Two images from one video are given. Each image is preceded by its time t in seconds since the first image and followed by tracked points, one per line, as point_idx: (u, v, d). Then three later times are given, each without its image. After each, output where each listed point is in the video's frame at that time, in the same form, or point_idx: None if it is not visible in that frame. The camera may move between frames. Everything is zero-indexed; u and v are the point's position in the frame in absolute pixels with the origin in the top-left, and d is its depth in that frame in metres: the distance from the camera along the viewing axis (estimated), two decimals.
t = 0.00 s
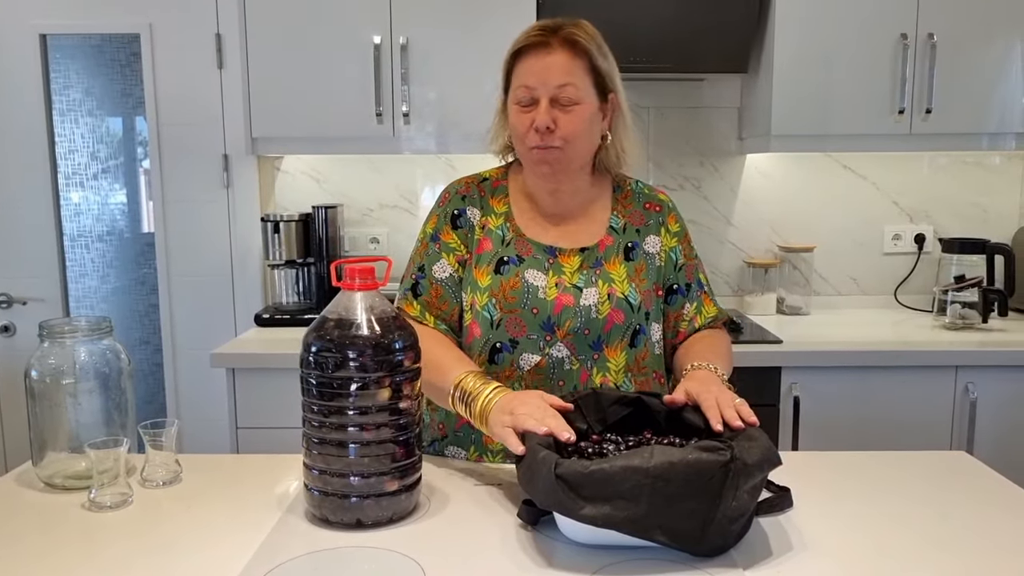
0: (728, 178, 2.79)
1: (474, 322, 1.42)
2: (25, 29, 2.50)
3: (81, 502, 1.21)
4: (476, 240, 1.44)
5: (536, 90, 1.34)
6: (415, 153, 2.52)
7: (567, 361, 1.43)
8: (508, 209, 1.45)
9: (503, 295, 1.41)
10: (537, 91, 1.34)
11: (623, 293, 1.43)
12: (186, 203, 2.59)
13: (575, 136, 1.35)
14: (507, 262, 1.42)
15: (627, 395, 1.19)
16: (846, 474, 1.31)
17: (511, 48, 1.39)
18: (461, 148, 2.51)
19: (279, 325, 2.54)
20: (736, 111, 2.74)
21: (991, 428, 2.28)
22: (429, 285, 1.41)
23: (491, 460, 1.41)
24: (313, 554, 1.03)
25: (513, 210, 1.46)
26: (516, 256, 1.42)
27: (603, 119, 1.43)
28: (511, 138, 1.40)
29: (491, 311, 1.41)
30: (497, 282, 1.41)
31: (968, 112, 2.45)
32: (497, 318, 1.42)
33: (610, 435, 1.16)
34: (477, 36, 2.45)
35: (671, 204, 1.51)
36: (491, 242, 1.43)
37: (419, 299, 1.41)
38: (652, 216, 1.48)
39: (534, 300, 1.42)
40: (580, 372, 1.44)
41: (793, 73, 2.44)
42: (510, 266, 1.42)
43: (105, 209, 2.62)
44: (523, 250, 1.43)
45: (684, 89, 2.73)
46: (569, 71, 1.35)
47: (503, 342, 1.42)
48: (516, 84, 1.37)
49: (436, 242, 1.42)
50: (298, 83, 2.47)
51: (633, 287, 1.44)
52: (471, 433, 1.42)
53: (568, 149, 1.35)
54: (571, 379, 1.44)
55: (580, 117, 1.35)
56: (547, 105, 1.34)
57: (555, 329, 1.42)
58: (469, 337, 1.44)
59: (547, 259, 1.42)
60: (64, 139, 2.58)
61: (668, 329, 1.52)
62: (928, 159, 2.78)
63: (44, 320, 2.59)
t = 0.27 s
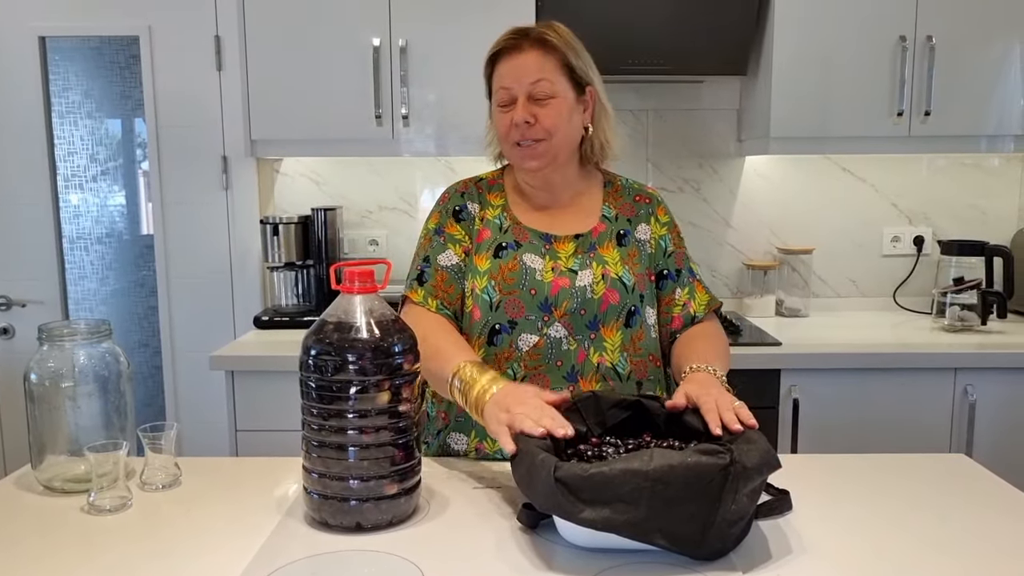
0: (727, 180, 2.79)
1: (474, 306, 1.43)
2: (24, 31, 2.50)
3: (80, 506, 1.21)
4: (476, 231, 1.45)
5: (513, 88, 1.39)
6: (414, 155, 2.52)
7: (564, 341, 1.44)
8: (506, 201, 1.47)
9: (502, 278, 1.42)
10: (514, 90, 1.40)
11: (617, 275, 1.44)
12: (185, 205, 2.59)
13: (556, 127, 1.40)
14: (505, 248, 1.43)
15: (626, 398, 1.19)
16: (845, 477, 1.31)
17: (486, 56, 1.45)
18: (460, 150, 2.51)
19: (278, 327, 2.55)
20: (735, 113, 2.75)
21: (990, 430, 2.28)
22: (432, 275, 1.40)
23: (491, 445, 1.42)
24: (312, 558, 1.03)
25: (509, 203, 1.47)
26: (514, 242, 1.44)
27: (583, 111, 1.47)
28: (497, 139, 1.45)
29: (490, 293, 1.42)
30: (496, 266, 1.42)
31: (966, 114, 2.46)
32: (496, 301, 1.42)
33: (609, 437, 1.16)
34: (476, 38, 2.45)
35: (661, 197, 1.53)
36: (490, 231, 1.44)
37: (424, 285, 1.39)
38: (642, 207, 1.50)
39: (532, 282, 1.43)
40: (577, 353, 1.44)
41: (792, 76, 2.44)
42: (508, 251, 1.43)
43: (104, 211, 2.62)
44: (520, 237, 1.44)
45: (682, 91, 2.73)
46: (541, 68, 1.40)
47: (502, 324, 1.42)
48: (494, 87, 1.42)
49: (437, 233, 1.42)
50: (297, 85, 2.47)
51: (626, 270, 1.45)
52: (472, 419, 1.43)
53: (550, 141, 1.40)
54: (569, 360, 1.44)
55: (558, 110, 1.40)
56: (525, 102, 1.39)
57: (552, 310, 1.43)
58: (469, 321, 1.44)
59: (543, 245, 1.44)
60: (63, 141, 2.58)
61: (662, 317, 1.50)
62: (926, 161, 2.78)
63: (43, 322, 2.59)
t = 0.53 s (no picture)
0: (727, 182, 2.79)
1: (462, 302, 1.46)
2: (23, 33, 2.50)
3: (79, 507, 1.21)
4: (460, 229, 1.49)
5: (494, 88, 1.42)
6: (413, 156, 2.52)
7: (551, 333, 1.43)
8: (490, 202, 1.51)
9: (485, 272, 1.45)
10: (495, 89, 1.43)
11: (599, 264, 1.46)
12: (183, 206, 2.59)
13: (542, 118, 1.42)
14: (489, 244, 1.46)
15: (625, 400, 1.19)
16: (845, 478, 1.31)
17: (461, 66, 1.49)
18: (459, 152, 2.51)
19: (277, 328, 2.55)
20: (734, 114, 2.75)
21: (989, 431, 2.28)
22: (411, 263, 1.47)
23: (490, 439, 1.41)
24: (311, 559, 1.03)
25: (495, 204, 1.51)
26: (497, 239, 1.47)
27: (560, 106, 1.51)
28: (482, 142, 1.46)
29: (476, 288, 1.44)
30: (480, 261, 1.45)
31: (965, 115, 2.46)
32: (482, 295, 1.44)
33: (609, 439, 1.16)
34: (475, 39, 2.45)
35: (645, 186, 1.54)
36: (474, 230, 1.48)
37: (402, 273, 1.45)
38: (625, 197, 1.52)
39: (515, 274, 1.44)
40: (565, 344, 1.43)
41: (791, 77, 2.44)
42: (492, 246, 1.46)
43: (103, 212, 2.62)
44: (504, 234, 1.47)
45: (681, 93, 2.73)
46: (519, 66, 1.44)
47: (489, 317, 1.44)
48: (475, 91, 1.45)
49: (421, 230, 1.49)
50: (296, 85, 2.47)
51: (609, 259, 1.47)
52: (468, 414, 1.42)
53: (538, 133, 1.42)
54: (558, 351, 1.43)
55: (541, 102, 1.43)
56: (508, 98, 1.42)
57: (537, 301, 1.44)
58: (458, 319, 1.46)
59: (525, 242, 1.47)
60: (62, 143, 2.58)
61: (650, 305, 1.50)
62: (925, 162, 2.79)
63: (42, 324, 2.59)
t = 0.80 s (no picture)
0: (727, 184, 2.79)
1: (450, 308, 1.48)
2: (23, 34, 2.50)
3: (79, 509, 1.21)
4: (450, 235, 1.52)
5: (475, 95, 1.44)
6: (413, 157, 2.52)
7: (537, 335, 1.44)
8: (478, 207, 1.54)
9: (471, 277, 1.47)
10: (477, 95, 1.44)
11: (583, 265, 1.46)
12: (183, 207, 2.59)
13: (525, 122, 1.43)
14: (474, 250, 1.49)
15: (625, 401, 1.19)
16: (845, 479, 1.31)
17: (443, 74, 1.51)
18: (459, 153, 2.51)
19: (276, 330, 2.55)
20: (733, 115, 2.75)
21: (989, 432, 2.28)
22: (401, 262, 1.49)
23: (484, 443, 1.41)
24: (311, 561, 1.03)
25: (483, 208, 1.54)
26: (483, 244, 1.49)
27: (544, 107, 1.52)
28: (468, 148, 1.48)
29: (462, 293, 1.47)
30: (465, 266, 1.48)
31: (964, 116, 2.46)
32: (469, 300, 1.47)
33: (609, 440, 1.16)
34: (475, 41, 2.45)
35: (633, 182, 1.53)
36: (462, 235, 1.51)
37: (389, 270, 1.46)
38: (613, 195, 1.51)
39: (499, 279, 1.46)
40: (553, 346, 1.44)
41: (791, 78, 2.44)
42: (477, 252, 1.49)
43: (102, 213, 2.62)
44: (490, 239, 1.49)
45: (681, 94, 2.73)
46: (499, 71, 1.46)
47: (476, 322, 1.46)
48: (457, 99, 1.47)
49: (414, 229, 1.52)
50: (296, 86, 2.47)
51: (593, 260, 1.46)
52: (460, 419, 1.43)
53: (522, 136, 1.43)
54: (546, 353, 1.44)
55: (524, 105, 1.44)
56: (490, 103, 1.43)
57: (522, 305, 1.45)
58: (447, 324, 1.49)
59: (511, 245, 1.48)
60: (62, 144, 2.58)
61: (642, 303, 1.49)
62: (925, 163, 2.79)
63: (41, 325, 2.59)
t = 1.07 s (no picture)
0: (727, 184, 2.79)
1: (445, 315, 1.48)
2: (23, 34, 2.50)
3: (79, 509, 1.21)
4: (443, 241, 1.52)
5: (461, 104, 1.43)
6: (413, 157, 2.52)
7: (535, 340, 1.44)
8: (471, 211, 1.53)
9: (465, 284, 1.46)
10: (463, 105, 1.43)
11: (578, 268, 1.45)
12: (182, 207, 2.59)
13: (512, 129, 1.42)
14: (467, 256, 1.48)
15: (626, 401, 1.19)
16: (845, 480, 1.31)
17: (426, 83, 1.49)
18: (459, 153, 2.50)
19: (276, 330, 2.55)
20: (733, 116, 2.75)
21: (989, 433, 2.28)
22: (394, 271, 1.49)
23: (483, 450, 1.41)
24: (312, 561, 1.03)
25: (475, 212, 1.53)
26: (476, 249, 1.48)
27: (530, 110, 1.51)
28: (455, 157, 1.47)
29: (457, 301, 1.46)
30: (459, 273, 1.47)
31: (964, 117, 2.46)
32: (463, 307, 1.46)
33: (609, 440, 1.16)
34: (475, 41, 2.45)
35: (625, 180, 1.53)
36: (454, 241, 1.50)
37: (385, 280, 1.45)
38: (604, 194, 1.51)
39: (493, 285, 1.45)
40: (551, 351, 1.44)
41: (791, 79, 2.44)
42: (470, 258, 1.48)
43: (102, 213, 2.62)
44: (482, 245, 1.48)
45: (681, 95, 2.73)
46: (484, 78, 1.44)
47: (471, 329, 1.46)
48: (442, 109, 1.45)
49: (408, 237, 1.52)
50: (295, 85, 2.46)
51: (588, 262, 1.46)
52: (459, 427, 1.44)
53: (510, 144, 1.42)
54: (543, 358, 1.44)
55: (510, 112, 1.43)
56: (476, 113, 1.42)
57: (518, 310, 1.45)
58: (443, 332, 1.48)
59: (505, 250, 1.47)
60: (62, 144, 2.58)
61: (639, 302, 1.49)
62: (925, 164, 2.79)
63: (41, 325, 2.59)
